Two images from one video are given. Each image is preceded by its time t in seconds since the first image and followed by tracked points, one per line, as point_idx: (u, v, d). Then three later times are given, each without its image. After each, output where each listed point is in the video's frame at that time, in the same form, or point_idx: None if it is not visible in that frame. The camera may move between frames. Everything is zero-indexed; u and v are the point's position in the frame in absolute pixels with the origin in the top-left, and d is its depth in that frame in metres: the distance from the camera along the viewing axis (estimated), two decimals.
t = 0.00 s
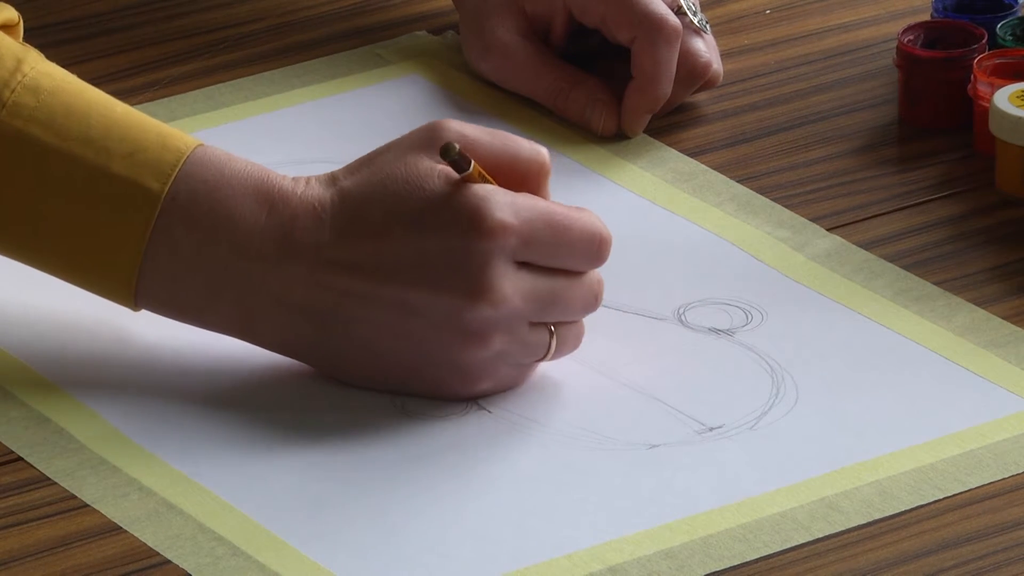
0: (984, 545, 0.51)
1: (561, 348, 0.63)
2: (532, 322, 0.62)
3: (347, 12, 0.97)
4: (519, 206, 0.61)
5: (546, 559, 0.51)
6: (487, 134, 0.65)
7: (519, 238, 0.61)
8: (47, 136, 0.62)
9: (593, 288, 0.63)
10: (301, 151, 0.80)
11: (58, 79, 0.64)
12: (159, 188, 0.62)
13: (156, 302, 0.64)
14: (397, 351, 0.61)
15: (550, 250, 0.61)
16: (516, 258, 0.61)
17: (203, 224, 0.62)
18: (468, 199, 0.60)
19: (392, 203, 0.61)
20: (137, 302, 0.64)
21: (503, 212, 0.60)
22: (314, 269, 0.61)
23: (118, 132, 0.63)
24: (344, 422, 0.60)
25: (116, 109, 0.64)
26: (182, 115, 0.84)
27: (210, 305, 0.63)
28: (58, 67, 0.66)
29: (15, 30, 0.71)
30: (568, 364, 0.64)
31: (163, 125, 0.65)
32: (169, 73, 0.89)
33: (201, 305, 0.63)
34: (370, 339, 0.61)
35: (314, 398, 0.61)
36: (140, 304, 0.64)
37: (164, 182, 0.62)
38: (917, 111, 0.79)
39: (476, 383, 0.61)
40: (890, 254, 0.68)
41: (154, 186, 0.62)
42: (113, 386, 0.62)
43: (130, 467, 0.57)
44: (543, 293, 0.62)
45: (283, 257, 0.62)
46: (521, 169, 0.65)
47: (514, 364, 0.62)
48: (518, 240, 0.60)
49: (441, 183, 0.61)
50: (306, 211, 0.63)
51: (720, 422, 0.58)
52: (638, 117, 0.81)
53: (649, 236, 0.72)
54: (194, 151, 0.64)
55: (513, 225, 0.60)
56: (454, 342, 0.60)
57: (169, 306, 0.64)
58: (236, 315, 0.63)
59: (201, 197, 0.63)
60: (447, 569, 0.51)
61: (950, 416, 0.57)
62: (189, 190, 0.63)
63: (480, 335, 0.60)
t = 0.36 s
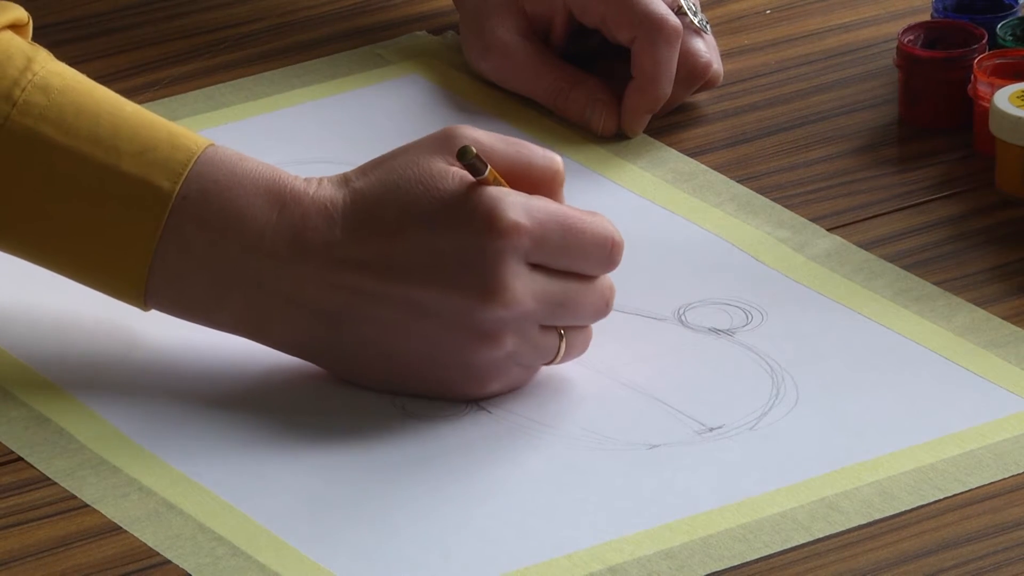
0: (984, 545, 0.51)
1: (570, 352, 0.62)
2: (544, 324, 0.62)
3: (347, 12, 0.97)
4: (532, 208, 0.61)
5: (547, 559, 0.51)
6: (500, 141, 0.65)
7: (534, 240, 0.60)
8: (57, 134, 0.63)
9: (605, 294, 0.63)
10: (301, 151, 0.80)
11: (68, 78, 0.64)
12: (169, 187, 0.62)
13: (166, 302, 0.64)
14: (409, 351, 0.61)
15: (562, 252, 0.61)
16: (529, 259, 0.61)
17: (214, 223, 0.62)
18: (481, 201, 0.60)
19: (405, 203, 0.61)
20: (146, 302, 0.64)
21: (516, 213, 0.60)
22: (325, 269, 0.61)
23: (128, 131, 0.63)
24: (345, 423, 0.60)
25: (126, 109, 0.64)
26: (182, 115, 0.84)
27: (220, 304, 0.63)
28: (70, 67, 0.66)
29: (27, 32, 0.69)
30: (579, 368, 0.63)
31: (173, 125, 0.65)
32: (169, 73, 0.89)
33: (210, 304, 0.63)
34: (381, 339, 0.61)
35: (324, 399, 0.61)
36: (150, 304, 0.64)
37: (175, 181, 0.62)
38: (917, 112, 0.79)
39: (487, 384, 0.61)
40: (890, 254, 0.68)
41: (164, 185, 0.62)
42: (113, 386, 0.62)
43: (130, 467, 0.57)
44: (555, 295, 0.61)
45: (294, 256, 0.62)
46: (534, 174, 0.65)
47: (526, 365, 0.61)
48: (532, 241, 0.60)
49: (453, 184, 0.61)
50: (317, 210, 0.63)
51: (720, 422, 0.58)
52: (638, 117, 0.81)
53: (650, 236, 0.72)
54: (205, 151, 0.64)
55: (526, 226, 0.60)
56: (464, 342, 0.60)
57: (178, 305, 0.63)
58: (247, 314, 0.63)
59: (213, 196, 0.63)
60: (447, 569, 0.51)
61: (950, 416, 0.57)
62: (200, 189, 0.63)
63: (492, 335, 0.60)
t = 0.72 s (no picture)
0: (985, 545, 0.51)
1: (594, 359, 0.62)
2: (564, 329, 0.61)
3: (348, 13, 0.97)
4: (550, 213, 0.61)
5: (547, 558, 0.51)
6: (524, 150, 0.65)
7: (551, 245, 0.60)
8: (78, 137, 0.62)
9: (629, 302, 0.63)
10: (300, 151, 0.80)
11: (90, 82, 0.64)
12: (190, 190, 0.62)
13: (185, 305, 0.64)
14: (429, 355, 0.61)
15: (582, 258, 0.61)
16: (547, 264, 0.61)
17: (234, 226, 0.62)
18: (498, 206, 0.60)
19: (426, 207, 0.61)
20: (166, 306, 0.64)
21: (534, 218, 0.60)
22: (345, 273, 0.61)
23: (149, 134, 0.63)
24: (350, 424, 0.60)
25: (148, 112, 0.64)
26: (181, 115, 0.84)
27: (240, 307, 0.63)
28: (91, 70, 0.66)
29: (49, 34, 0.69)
30: (600, 373, 0.63)
31: (194, 129, 0.65)
32: (168, 73, 0.89)
33: (230, 307, 0.63)
34: (401, 343, 0.61)
35: (342, 401, 0.61)
36: (169, 308, 0.64)
37: (196, 185, 0.62)
38: (917, 112, 0.79)
39: (506, 388, 0.61)
40: (890, 254, 0.68)
41: (186, 189, 0.62)
42: (115, 386, 0.62)
43: (130, 468, 0.57)
44: (575, 301, 0.61)
45: (315, 260, 0.62)
46: (560, 183, 0.64)
47: (546, 369, 0.61)
48: (549, 245, 0.60)
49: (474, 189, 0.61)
50: (338, 214, 0.63)
51: (720, 422, 0.58)
52: (638, 116, 0.81)
53: (650, 236, 0.72)
54: (227, 154, 0.64)
55: (545, 232, 0.60)
56: (483, 347, 0.60)
57: (199, 308, 0.63)
58: (266, 317, 0.63)
59: (234, 199, 0.62)
60: (448, 569, 0.51)
61: (950, 417, 0.57)
62: (222, 191, 0.62)
63: (510, 339, 0.60)
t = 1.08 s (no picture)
0: (985, 545, 0.51)
1: (628, 373, 0.61)
2: (594, 342, 0.61)
3: (349, 12, 0.97)
4: (579, 226, 0.60)
5: (547, 558, 0.51)
6: (559, 164, 0.64)
7: (581, 258, 0.59)
8: (107, 140, 0.63)
9: (665, 317, 0.61)
10: (300, 151, 0.80)
11: (120, 86, 0.65)
12: (219, 196, 0.62)
13: (212, 311, 0.63)
14: (457, 366, 0.61)
15: (612, 271, 0.60)
16: (577, 277, 0.60)
17: (261, 236, 0.62)
18: (525, 219, 0.59)
19: (454, 219, 0.61)
20: (194, 310, 0.64)
21: (560, 232, 0.59)
22: (373, 283, 0.61)
23: (178, 139, 0.63)
24: (355, 426, 0.60)
25: (178, 118, 0.64)
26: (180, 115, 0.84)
27: (267, 316, 0.63)
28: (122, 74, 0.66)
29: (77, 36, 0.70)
30: (634, 386, 0.62)
31: (224, 135, 0.65)
32: (169, 73, 0.90)
33: (256, 315, 0.63)
34: (429, 353, 0.61)
35: (367, 407, 0.61)
36: (197, 313, 0.64)
37: (225, 190, 0.62)
38: (917, 111, 0.79)
39: (534, 399, 0.60)
40: (890, 254, 0.68)
41: (214, 195, 0.62)
42: (116, 386, 0.62)
43: (129, 467, 0.57)
44: (605, 314, 0.60)
45: (342, 270, 0.62)
46: (599, 197, 0.63)
47: (576, 382, 0.60)
48: (579, 259, 0.59)
49: (501, 201, 0.61)
50: (367, 224, 0.62)
51: (720, 422, 0.58)
52: (638, 116, 0.81)
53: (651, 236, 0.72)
54: (255, 161, 0.64)
55: (572, 245, 0.59)
56: (511, 359, 0.60)
57: (226, 316, 0.63)
58: (292, 325, 0.63)
59: (262, 209, 0.62)
60: (448, 569, 0.51)
61: (950, 417, 0.57)
62: (248, 201, 0.62)
63: (538, 351, 0.60)
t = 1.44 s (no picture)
0: (986, 545, 0.51)
1: (636, 374, 0.61)
2: (601, 341, 0.61)
3: (349, 12, 0.97)
4: (588, 224, 0.60)
5: (547, 558, 0.51)
6: (571, 167, 0.64)
7: (590, 255, 0.60)
8: (115, 139, 0.62)
9: (673, 319, 0.61)
10: (299, 151, 0.80)
11: (128, 85, 0.64)
12: (226, 194, 0.62)
13: (220, 309, 0.63)
14: (466, 363, 0.61)
15: (621, 270, 0.60)
16: (585, 275, 0.60)
17: (269, 232, 0.62)
18: (535, 217, 0.60)
19: (464, 217, 0.61)
20: (201, 309, 0.64)
21: (570, 229, 0.60)
22: (382, 281, 0.61)
23: (186, 138, 0.63)
24: (358, 426, 0.60)
25: (186, 116, 0.64)
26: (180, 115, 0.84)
27: (276, 314, 0.63)
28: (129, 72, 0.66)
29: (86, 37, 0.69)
30: (641, 387, 0.62)
31: (233, 133, 0.65)
32: (169, 73, 0.90)
33: (265, 312, 0.63)
34: (438, 350, 0.61)
35: (376, 408, 0.61)
36: (202, 312, 0.64)
37: (232, 189, 0.62)
38: (917, 112, 0.79)
39: (542, 396, 0.60)
40: (890, 254, 0.68)
41: (223, 193, 0.62)
42: (117, 386, 0.62)
43: (129, 467, 0.57)
44: (614, 313, 0.61)
45: (352, 268, 0.61)
46: (609, 200, 0.64)
47: (583, 380, 0.61)
48: (587, 257, 0.60)
49: (511, 199, 0.61)
50: (376, 222, 0.62)
51: (720, 422, 0.58)
52: (638, 116, 0.81)
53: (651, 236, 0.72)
54: (264, 160, 0.64)
55: (582, 243, 0.60)
56: (519, 356, 0.60)
57: (235, 314, 0.63)
58: (301, 323, 0.62)
59: (271, 205, 0.62)
60: (449, 569, 0.51)
61: (950, 416, 0.57)
62: (257, 197, 0.62)
63: (547, 348, 0.60)
